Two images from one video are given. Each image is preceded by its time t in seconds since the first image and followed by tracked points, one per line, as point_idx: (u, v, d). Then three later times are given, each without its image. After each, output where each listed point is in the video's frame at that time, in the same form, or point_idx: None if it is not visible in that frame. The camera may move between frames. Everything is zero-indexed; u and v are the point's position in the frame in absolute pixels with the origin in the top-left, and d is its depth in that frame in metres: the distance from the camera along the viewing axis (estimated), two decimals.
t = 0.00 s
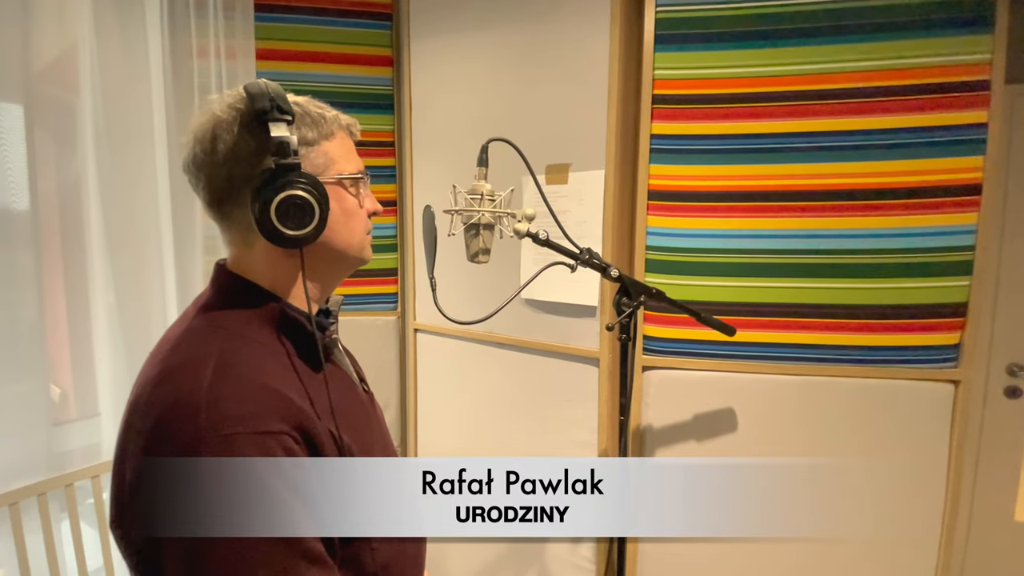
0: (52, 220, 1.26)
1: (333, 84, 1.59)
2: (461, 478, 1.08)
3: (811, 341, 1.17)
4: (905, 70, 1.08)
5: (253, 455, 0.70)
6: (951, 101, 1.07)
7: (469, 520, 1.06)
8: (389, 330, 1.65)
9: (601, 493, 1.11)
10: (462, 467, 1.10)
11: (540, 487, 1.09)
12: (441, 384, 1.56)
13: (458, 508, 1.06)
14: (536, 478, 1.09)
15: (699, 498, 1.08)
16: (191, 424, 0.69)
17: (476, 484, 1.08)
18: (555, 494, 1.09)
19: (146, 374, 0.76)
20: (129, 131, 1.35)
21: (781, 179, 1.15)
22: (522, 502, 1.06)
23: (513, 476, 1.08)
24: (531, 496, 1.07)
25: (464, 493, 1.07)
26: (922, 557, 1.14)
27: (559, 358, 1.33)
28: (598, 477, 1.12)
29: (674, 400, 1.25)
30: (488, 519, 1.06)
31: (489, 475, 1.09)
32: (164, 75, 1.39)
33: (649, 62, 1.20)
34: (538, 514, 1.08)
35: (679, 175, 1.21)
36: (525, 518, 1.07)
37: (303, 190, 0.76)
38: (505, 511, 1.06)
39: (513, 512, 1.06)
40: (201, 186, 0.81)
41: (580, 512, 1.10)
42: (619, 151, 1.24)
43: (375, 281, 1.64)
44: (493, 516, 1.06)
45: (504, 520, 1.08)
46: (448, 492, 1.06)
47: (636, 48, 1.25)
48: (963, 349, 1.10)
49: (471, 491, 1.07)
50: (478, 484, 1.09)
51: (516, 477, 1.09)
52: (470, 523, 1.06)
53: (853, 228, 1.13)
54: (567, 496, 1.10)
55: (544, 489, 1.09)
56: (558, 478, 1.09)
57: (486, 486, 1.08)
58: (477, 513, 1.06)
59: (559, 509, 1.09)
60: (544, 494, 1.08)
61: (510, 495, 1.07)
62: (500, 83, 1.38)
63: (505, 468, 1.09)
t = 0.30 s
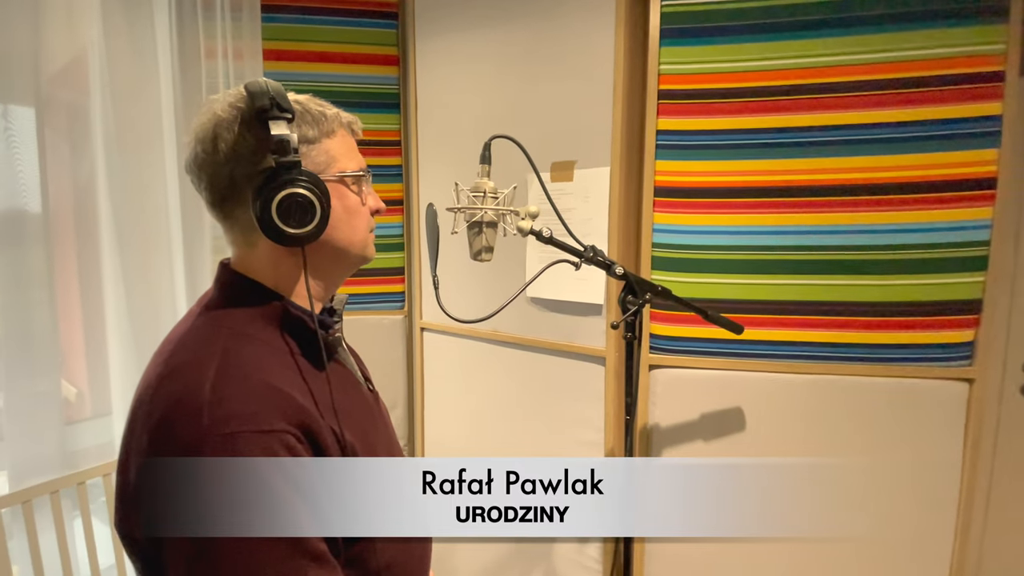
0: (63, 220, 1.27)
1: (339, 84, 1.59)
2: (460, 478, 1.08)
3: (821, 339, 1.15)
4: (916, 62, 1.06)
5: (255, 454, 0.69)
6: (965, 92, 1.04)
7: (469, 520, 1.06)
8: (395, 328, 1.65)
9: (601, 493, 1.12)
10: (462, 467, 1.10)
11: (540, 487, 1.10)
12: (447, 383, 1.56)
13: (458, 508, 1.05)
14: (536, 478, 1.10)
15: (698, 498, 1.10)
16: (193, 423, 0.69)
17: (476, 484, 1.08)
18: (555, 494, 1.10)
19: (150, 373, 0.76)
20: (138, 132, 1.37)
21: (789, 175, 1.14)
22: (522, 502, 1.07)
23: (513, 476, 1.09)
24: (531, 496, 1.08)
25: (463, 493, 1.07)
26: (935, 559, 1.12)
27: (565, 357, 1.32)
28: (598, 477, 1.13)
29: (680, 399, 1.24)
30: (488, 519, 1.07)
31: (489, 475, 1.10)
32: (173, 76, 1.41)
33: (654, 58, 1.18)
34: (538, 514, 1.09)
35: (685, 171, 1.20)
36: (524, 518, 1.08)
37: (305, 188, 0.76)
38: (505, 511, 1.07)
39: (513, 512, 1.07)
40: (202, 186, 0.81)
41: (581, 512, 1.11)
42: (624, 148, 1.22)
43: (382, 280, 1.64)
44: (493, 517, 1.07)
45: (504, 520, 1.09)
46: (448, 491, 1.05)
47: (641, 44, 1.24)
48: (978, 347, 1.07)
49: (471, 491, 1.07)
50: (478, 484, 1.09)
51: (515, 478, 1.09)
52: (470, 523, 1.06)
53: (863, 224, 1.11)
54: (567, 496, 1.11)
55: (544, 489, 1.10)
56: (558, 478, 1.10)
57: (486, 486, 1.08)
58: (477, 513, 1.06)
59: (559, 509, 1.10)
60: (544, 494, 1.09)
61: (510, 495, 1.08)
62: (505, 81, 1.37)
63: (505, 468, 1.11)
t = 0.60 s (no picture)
0: (70, 221, 1.28)
1: (343, 83, 1.59)
2: (460, 478, 1.07)
3: (831, 335, 1.13)
4: (930, 52, 1.03)
5: (260, 452, 0.69)
6: (979, 83, 1.01)
7: (468, 520, 1.05)
8: (401, 327, 1.65)
9: (602, 493, 1.11)
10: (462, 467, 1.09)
11: (540, 487, 1.10)
12: (453, 382, 1.56)
13: (458, 508, 1.04)
14: (536, 478, 1.09)
15: (698, 498, 1.10)
16: (199, 423, 0.69)
17: (475, 484, 1.07)
18: (555, 494, 1.10)
19: (155, 372, 0.76)
20: (144, 133, 1.37)
21: (797, 169, 1.12)
22: (522, 502, 1.07)
23: (513, 476, 1.09)
24: (531, 497, 1.08)
25: (463, 493, 1.06)
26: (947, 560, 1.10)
27: (570, 355, 1.31)
28: (598, 477, 1.11)
29: (687, 396, 1.22)
30: (488, 519, 1.06)
31: (489, 475, 1.09)
32: (177, 77, 1.41)
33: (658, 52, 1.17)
34: (538, 514, 1.09)
35: (691, 166, 1.18)
36: (524, 518, 1.08)
37: (309, 186, 0.75)
38: (505, 511, 1.07)
39: (513, 512, 1.07)
40: (208, 186, 0.80)
41: (581, 511, 1.10)
42: (629, 143, 1.21)
43: (386, 279, 1.64)
44: (493, 517, 1.07)
45: (504, 520, 1.08)
46: (448, 491, 1.04)
47: (645, 38, 1.22)
48: (990, 343, 1.05)
49: (471, 491, 1.07)
50: (478, 484, 1.08)
51: (515, 477, 1.09)
52: (470, 523, 1.05)
53: (874, 219, 1.09)
54: (567, 496, 1.10)
55: (543, 489, 1.09)
56: (558, 478, 1.09)
57: (485, 486, 1.08)
58: (477, 513, 1.05)
59: (558, 509, 1.10)
60: (544, 494, 1.09)
61: (510, 495, 1.08)
62: (508, 77, 1.36)
63: (505, 468, 1.09)
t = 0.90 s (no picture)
0: (76, 222, 1.29)
1: (344, 81, 1.58)
2: (460, 478, 1.06)
3: (839, 331, 1.11)
4: (939, 39, 1.00)
5: (263, 449, 0.68)
6: (992, 70, 0.98)
7: (469, 520, 1.04)
8: (405, 325, 1.65)
9: (602, 493, 1.11)
10: (463, 467, 1.08)
11: (540, 487, 1.09)
12: (457, 380, 1.55)
13: (458, 508, 1.04)
14: (536, 478, 1.09)
15: (699, 499, 1.10)
16: (203, 420, 0.68)
17: (476, 484, 1.07)
18: (555, 494, 1.09)
19: (161, 369, 0.76)
20: (148, 134, 1.38)
21: (802, 161, 1.10)
22: (522, 502, 1.07)
23: (513, 476, 1.09)
24: (531, 496, 1.08)
25: (464, 493, 1.06)
26: (959, 559, 1.08)
27: (574, 353, 1.30)
28: (598, 477, 1.11)
29: (692, 393, 1.21)
30: (488, 519, 1.06)
31: (489, 475, 1.08)
32: (179, 76, 1.41)
33: (661, 44, 1.16)
34: (538, 514, 1.08)
35: (695, 160, 1.17)
36: (524, 518, 1.07)
37: (310, 183, 0.74)
38: (505, 511, 1.06)
39: (513, 512, 1.06)
40: (210, 184, 0.80)
41: (581, 511, 1.10)
42: (632, 138, 1.20)
43: (390, 277, 1.64)
44: (493, 517, 1.06)
45: (504, 520, 1.08)
46: (448, 491, 1.04)
47: (648, 30, 1.21)
48: (1004, 338, 1.02)
49: (471, 491, 1.06)
50: (478, 484, 1.08)
51: (515, 478, 1.09)
52: (470, 523, 1.04)
53: (883, 211, 1.06)
54: (568, 496, 1.10)
55: (544, 489, 1.09)
56: (558, 478, 1.09)
57: (486, 486, 1.07)
58: (477, 513, 1.05)
59: (558, 509, 1.09)
60: (544, 494, 1.09)
61: (510, 494, 1.07)
62: (508, 73, 1.35)
63: (505, 468, 1.09)
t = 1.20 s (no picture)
0: (84, 221, 1.30)
1: (347, 79, 1.59)
2: (460, 478, 1.06)
3: (842, 327, 1.10)
4: (945, 31, 0.99)
5: (263, 447, 0.68)
6: (998, 62, 0.97)
7: (469, 520, 1.05)
8: (408, 324, 1.65)
9: (601, 493, 1.11)
10: (463, 466, 1.08)
11: (540, 487, 1.10)
12: (460, 378, 1.56)
13: (458, 508, 1.05)
14: (536, 478, 1.10)
15: (699, 498, 1.10)
16: (204, 417, 0.68)
17: (476, 485, 1.07)
18: (555, 494, 1.10)
19: (161, 368, 0.76)
20: (153, 133, 1.39)
21: (804, 156, 1.09)
22: (522, 502, 1.07)
23: (513, 477, 1.09)
24: (531, 496, 1.08)
25: (464, 493, 1.06)
26: (964, 559, 1.07)
27: (576, 350, 1.30)
28: (598, 477, 1.11)
29: (695, 390, 1.21)
30: (488, 519, 1.06)
31: (490, 475, 1.09)
32: (184, 75, 1.42)
33: (661, 38, 1.15)
34: (538, 514, 1.09)
35: (697, 155, 1.16)
36: (525, 518, 1.08)
37: (310, 179, 0.74)
38: (505, 511, 1.07)
39: (513, 512, 1.07)
40: (211, 181, 0.80)
41: (581, 511, 1.10)
42: (633, 133, 1.19)
43: (394, 275, 1.65)
44: (493, 517, 1.07)
45: (504, 520, 1.08)
46: (448, 492, 1.04)
47: (649, 24, 1.20)
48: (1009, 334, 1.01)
49: (471, 491, 1.06)
50: (477, 484, 1.08)
51: (515, 478, 1.09)
52: (471, 523, 1.05)
53: (887, 205, 1.05)
54: (567, 496, 1.11)
55: (544, 489, 1.10)
56: (558, 478, 1.10)
57: (486, 486, 1.08)
58: (477, 513, 1.05)
59: (559, 510, 1.10)
60: (544, 495, 1.10)
61: (510, 495, 1.08)
62: (509, 69, 1.35)
63: (505, 468, 1.09)
